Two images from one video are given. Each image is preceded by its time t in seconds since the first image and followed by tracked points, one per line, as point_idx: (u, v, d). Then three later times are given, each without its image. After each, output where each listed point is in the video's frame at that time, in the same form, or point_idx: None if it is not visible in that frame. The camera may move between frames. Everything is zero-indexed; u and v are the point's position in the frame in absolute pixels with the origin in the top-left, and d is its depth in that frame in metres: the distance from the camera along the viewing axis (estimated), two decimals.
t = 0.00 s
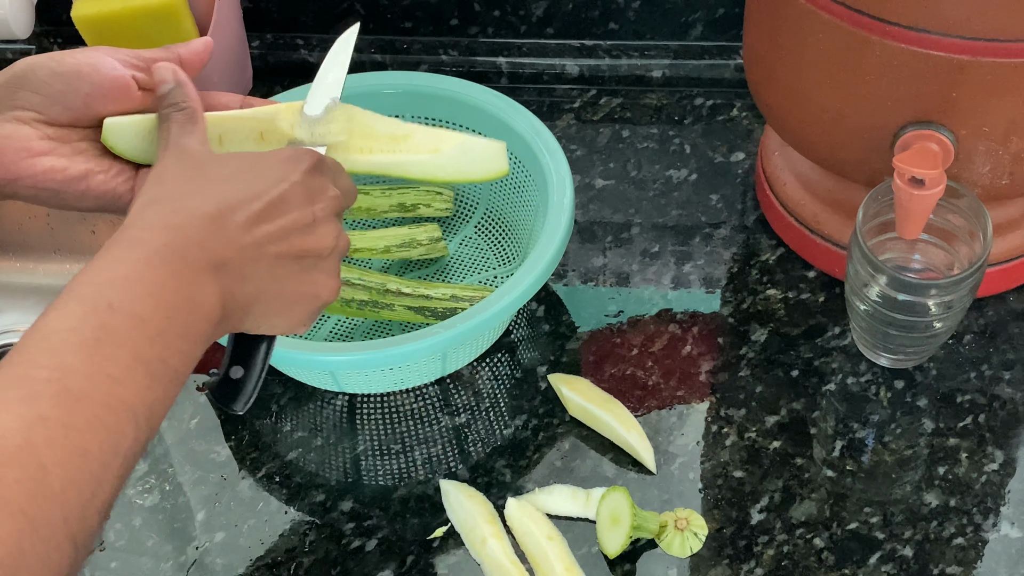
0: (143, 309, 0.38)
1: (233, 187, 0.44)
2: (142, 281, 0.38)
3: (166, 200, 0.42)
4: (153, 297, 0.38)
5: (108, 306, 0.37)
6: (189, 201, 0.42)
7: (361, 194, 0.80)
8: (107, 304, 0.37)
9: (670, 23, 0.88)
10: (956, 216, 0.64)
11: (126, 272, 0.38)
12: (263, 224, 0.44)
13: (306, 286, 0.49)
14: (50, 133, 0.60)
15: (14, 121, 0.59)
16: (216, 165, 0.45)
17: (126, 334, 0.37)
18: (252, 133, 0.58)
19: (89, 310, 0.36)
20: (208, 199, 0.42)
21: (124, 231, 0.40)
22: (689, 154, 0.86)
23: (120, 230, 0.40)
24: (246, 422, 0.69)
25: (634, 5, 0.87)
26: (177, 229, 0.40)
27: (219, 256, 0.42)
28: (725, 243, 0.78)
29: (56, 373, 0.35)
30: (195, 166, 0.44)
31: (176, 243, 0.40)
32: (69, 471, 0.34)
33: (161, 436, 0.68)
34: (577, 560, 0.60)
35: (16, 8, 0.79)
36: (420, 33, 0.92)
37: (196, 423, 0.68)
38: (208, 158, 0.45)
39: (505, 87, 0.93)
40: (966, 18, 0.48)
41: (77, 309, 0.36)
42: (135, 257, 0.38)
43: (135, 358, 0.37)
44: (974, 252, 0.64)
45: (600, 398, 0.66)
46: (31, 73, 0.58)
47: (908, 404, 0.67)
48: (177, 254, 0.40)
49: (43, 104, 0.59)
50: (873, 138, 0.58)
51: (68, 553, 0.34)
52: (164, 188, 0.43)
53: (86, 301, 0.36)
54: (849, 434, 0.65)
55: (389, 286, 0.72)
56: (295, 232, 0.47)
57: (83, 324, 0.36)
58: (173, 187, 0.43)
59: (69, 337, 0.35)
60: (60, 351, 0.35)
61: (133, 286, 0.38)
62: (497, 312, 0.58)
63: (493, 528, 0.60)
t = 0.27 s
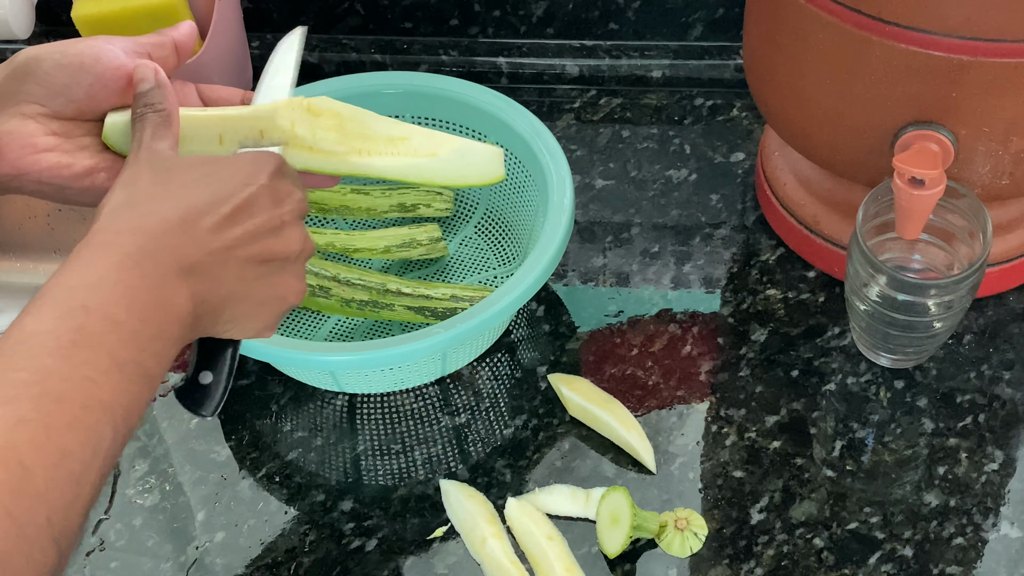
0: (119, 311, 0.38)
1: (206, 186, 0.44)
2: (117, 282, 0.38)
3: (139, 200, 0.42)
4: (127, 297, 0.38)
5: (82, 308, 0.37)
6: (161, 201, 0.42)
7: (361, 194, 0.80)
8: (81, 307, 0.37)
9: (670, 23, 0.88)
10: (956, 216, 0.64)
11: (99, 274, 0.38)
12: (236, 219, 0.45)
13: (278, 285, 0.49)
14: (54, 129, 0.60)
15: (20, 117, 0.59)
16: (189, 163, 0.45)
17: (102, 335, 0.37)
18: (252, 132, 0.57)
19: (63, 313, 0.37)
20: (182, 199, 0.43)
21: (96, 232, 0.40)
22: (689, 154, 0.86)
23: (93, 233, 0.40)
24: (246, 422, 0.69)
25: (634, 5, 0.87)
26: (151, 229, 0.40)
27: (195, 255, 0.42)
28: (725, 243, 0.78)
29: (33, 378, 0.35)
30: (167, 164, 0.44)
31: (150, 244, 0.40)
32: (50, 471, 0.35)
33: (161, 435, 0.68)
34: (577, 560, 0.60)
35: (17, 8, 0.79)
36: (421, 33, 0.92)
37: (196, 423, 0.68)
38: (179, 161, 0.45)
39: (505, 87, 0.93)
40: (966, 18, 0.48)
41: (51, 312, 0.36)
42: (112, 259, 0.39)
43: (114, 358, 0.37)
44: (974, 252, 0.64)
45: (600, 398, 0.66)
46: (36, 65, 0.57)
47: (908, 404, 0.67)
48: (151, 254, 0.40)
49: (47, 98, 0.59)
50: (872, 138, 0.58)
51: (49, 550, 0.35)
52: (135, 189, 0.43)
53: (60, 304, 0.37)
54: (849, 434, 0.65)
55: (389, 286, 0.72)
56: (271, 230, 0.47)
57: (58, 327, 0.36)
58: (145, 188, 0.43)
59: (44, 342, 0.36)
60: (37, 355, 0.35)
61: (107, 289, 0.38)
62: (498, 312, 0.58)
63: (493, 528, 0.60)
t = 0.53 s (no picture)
0: (91, 315, 0.38)
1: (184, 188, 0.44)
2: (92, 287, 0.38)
3: (115, 201, 0.42)
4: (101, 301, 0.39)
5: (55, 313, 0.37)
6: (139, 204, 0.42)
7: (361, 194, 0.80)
8: (56, 312, 0.37)
9: (670, 23, 0.88)
10: (956, 216, 0.64)
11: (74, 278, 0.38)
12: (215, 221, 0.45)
13: (256, 287, 0.50)
14: (65, 131, 0.60)
15: (31, 119, 0.59)
16: (168, 165, 0.45)
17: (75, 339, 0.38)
18: (254, 124, 0.57)
19: (38, 316, 0.37)
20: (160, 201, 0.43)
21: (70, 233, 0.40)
22: (689, 154, 0.86)
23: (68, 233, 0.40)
24: (246, 422, 0.69)
25: (634, 5, 0.87)
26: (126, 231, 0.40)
27: (170, 258, 0.42)
28: (725, 243, 0.78)
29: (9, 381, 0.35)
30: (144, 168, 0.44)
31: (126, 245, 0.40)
32: (24, 474, 0.35)
33: (161, 435, 0.68)
34: (577, 560, 0.60)
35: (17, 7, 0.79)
36: (421, 33, 0.92)
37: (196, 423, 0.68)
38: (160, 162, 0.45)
39: (505, 87, 0.93)
40: (966, 18, 0.48)
41: (26, 317, 0.37)
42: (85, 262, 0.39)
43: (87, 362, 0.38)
44: (974, 252, 0.64)
45: (600, 398, 0.66)
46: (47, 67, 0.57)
47: (908, 404, 0.67)
48: (128, 257, 0.40)
49: (58, 98, 0.59)
50: (873, 138, 0.58)
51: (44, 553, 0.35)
52: (112, 191, 0.43)
53: (35, 307, 0.37)
54: (848, 434, 0.65)
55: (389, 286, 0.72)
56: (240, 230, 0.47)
57: (34, 332, 0.36)
58: (121, 189, 0.43)
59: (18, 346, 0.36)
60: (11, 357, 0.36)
61: (82, 293, 0.38)
62: (498, 312, 0.58)
63: (493, 528, 0.60)
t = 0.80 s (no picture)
0: (123, 365, 0.36)
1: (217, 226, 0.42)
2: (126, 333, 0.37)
3: (148, 229, 0.39)
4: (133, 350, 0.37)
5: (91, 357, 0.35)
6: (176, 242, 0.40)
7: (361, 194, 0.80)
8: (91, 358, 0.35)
9: (670, 23, 0.88)
10: (956, 216, 0.64)
11: (112, 321, 0.36)
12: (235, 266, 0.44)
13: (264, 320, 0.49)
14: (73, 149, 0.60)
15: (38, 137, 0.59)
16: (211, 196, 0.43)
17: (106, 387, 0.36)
18: (295, 143, 0.57)
19: (74, 358, 0.35)
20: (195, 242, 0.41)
21: (105, 259, 0.37)
22: (689, 154, 0.86)
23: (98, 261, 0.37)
24: (246, 422, 0.69)
25: (634, 5, 0.87)
26: (160, 272, 0.39)
27: (190, 306, 0.41)
28: (725, 243, 0.78)
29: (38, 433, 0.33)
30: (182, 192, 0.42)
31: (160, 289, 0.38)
32: (36, 526, 0.33)
33: (161, 435, 0.68)
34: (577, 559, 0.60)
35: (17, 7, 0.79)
36: (420, 33, 0.92)
37: (196, 423, 0.68)
38: (190, 176, 0.44)
39: (505, 87, 0.93)
40: (966, 18, 0.48)
41: (61, 359, 0.34)
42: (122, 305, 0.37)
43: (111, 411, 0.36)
44: (974, 252, 0.64)
45: (599, 398, 0.66)
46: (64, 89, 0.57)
47: (908, 404, 0.67)
48: (161, 303, 0.39)
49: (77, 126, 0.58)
50: (872, 138, 0.58)
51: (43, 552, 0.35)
52: (146, 212, 0.40)
53: (69, 347, 0.35)
54: (848, 434, 0.65)
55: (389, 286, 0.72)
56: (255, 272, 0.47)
57: (70, 372, 0.34)
58: (151, 215, 0.40)
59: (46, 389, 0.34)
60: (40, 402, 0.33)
61: (118, 336, 0.36)
62: (498, 313, 0.59)
63: (493, 528, 0.60)
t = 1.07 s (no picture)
0: (179, 432, 0.36)
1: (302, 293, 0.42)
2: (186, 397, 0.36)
3: (232, 290, 0.39)
4: (190, 416, 0.36)
5: (145, 420, 0.34)
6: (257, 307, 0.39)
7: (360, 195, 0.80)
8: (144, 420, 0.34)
9: (670, 23, 0.88)
10: (956, 217, 0.64)
11: (172, 383, 0.35)
12: (312, 338, 0.44)
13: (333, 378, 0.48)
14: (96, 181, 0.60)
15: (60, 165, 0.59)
16: (302, 260, 0.43)
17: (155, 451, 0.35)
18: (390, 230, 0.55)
19: (133, 422, 0.34)
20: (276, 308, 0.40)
21: (187, 315, 0.37)
22: (689, 154, 0.86)
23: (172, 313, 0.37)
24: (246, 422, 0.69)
25: (634, 5, 0.87)
26: (227, 332, 0.38)
27: (259, 369, 0.40)
28: (725, 243, 0.78)
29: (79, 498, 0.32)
30: (281, 252, 0.42)
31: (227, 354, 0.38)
32: None
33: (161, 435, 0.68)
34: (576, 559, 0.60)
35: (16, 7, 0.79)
36: (420, 33, 0.92)
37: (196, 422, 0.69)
38: (292, 229, 0.44)
39: (505, 87, 0.93)
40: (965, 18, 0.48)
41: (121, 421, 0.34)
42: (185, 365, 0.36)
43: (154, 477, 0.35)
44: (974, 252, 0.64)
45: (599, 397, 0.66)
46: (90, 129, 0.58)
47: (908, 404, 0.67)
48: (226, 367, 0.38)
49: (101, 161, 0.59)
50: (873, 138, 0.58)
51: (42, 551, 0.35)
52: (237, 271, 0.40)
53: (130, 410, 0.34)
54: (848, 434, 0.65)
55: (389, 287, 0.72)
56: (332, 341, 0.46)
57: (128, 433, 0.34)
58: (241, 273, 0.39)
59: (89, 445, 0.33)
60: (92, 460, 0.33)
61: (183, 401, 0.36)
62: (497, 312, 0.58)
63: (493, 528, 0.60)
